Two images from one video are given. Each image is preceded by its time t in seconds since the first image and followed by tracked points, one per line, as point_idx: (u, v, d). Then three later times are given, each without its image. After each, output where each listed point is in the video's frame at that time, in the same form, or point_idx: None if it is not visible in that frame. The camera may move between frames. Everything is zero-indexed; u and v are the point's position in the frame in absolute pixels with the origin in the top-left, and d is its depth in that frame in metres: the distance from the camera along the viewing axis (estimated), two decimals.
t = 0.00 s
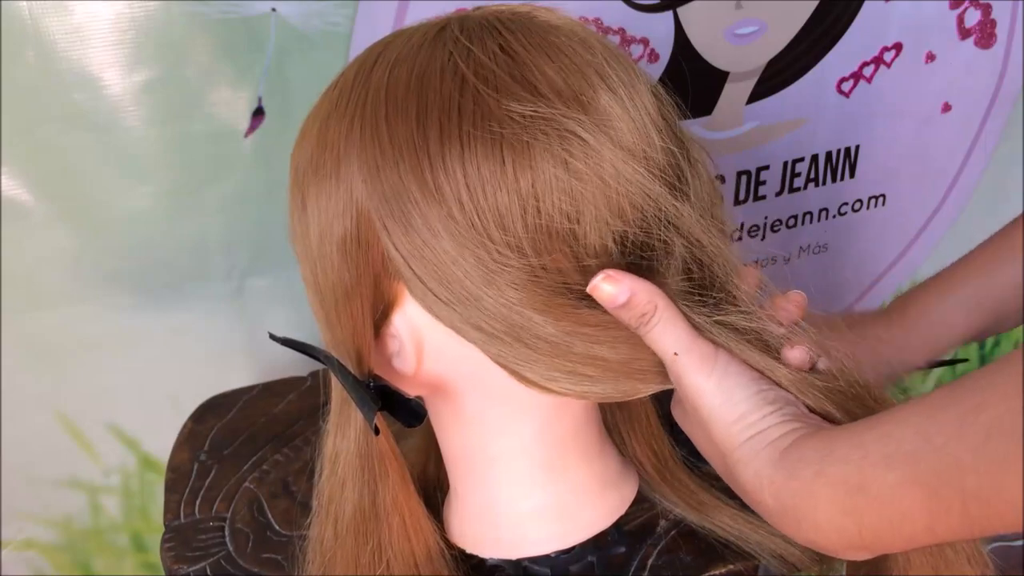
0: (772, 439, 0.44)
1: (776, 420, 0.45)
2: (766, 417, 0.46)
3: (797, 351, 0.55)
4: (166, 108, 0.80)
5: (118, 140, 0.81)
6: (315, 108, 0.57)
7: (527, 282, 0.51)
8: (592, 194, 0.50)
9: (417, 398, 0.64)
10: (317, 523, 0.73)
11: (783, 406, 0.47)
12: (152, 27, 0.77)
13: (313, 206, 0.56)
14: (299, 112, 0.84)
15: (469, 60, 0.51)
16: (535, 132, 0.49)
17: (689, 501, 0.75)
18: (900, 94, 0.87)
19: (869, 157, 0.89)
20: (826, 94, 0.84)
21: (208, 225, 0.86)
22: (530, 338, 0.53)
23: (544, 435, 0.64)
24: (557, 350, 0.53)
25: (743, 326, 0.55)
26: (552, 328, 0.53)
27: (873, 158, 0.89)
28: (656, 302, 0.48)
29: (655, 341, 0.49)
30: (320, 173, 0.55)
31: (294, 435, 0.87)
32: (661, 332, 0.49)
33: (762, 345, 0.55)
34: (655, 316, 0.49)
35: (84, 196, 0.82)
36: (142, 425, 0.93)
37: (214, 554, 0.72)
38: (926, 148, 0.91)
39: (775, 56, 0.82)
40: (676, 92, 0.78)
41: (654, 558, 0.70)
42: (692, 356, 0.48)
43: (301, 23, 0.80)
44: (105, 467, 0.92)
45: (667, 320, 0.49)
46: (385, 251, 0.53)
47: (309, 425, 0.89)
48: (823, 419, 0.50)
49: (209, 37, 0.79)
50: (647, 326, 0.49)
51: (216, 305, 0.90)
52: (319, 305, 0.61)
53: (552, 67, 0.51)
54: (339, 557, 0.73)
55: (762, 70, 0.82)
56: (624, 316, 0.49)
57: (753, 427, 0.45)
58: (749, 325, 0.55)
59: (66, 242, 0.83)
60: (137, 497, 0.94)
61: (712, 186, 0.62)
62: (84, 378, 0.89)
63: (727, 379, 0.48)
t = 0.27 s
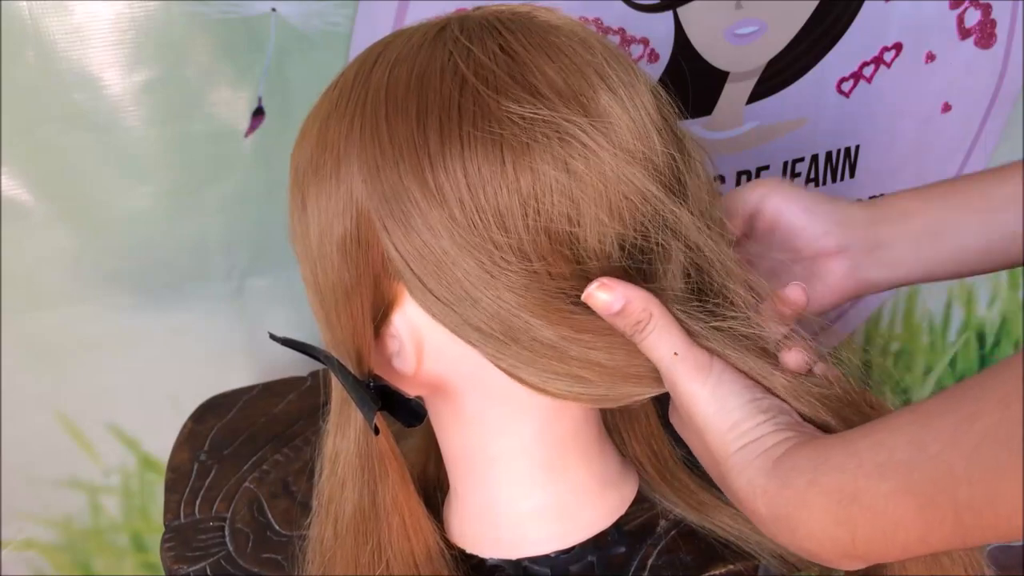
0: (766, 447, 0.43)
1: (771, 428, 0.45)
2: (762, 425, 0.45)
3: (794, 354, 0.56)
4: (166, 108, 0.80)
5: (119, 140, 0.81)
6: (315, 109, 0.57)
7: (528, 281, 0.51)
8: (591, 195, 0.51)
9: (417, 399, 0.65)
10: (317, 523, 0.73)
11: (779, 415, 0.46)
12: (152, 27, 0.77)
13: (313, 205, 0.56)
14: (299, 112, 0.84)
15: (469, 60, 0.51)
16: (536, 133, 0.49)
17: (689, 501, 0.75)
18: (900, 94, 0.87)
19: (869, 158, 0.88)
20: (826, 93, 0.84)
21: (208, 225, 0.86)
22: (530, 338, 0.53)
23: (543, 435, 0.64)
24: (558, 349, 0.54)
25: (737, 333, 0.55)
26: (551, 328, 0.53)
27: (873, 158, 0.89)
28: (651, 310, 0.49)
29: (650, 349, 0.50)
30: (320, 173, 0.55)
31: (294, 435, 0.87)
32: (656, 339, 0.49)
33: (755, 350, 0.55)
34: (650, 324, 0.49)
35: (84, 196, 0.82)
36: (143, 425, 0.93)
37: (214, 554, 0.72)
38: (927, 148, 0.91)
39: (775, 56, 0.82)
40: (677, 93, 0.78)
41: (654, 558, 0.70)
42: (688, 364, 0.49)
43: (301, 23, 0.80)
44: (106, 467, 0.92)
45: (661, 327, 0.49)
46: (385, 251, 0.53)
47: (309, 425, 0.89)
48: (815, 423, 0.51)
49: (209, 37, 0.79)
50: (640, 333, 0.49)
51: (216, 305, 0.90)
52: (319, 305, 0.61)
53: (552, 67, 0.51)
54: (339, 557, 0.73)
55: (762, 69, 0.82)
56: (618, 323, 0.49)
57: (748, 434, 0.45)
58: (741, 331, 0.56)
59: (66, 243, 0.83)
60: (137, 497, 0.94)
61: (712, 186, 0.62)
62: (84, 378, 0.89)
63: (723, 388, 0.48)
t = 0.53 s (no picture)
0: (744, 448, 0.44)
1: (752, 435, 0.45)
2: (743, 432, 0.46)
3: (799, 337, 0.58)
4: (166, 108, 0.80)
5: (118, 140, 0.81)
6: (315, 109, 0.57)
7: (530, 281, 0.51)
8: (595, 193, 0.50)
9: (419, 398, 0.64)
10: (319, 523, 0.74)
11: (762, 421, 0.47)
12: (151, 27, 0.77)
13: (314, 205, 0.56)
14: (298, 113, 0.84)
15: (470, 60, 0.51)
16: (537, 133, 0.49)
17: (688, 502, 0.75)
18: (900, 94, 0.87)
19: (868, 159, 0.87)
20: (826, 93, 0.84)
21: (208, 225, 0.86)
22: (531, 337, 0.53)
23: (543, 435, 0.64)
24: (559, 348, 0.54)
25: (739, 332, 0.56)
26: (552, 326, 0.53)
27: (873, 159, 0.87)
28: (630, 337, 0.51)
29: (633, 376, 0.52)
30: (321, 173, 0.55)
31: (294, 435, 0.87)
32: (638, 365, 0.52)
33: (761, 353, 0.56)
34: (631, 350, 0.51)
35: (84, 196, 0.82)
36: (142, 425, 0.93)
37: (214, 554, 0.72)
38: (926, 148, 0.91)
39: (775, 56, 0.82)
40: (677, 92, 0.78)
41: (654, 558, 0.70)
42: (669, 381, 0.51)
43: (301, 23, 0.80)
44: (105, 467, 0.92)
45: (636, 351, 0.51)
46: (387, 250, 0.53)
47: (309, 425, 0.89)
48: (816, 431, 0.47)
49: (208, 37, 0.79)
50: (622, 361, 0.52)
51: (216, 305, 0.90)
52: (319, 305, 0.61)
53: (553, 67, 0.51)
54: (339, 557, 0.73)
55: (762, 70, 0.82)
56: (600, 355, 0.52)
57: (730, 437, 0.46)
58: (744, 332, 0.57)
59: (66, 243, 0.83)
60: (137, 498, 0.93)
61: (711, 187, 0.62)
62: (84, 378, 0.89)
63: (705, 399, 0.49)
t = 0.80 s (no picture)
0: (782, 457, 0.45)
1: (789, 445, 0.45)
2: (774, 437, 0.47)
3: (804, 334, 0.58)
4: (166, 108, 0.80)
5: (118, 140, 0.81)
6: (316, 109, 0.57)
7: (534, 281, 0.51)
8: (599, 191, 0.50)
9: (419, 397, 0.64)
10: (319, 523, 0.73)
11: (788, 424, 0.48)
12: (152, 27, 0.77)
13: (316, 206, 0.56)
14: (298, 113, 0.84)
15: (471, 60, 0.51)
16: (540, 132, 0.49)
17: (688, 503, 0.75)
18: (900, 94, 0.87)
19: (869, 156, 0.89)
20: (826, 93, 0.84)
21: (207, 225, 0.86)
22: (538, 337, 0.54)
23: (545, 435, 0.64)
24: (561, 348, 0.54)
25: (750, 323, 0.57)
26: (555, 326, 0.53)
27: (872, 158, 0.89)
28: (640, 355, 0.52)
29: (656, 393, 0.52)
30: (322, 173, 0.55)
31: (294, 435, 0.87)
32: (656, 380, 0.52)
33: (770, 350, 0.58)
34: (645, 368, 0.52)
35: (84, 196, 0.82)
36: (142, 425, 0.93)
37: (214, 555, 0.72)
38: (926, 148, 0.91)
39: (775, 56, 0.82)
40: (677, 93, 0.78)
41: (654, 558, 0.69)
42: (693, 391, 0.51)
43: (301, 23, 0.80)
44: (105, 468, 0.92)
45: (657, 369, 0.52)
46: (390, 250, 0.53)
47: (309, 425, 0.89)
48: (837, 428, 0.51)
49: (208, 37, 0.79)
50: (642, 379, 0.52)
51: (216, 305, 0.90)
52: (320, 305, 0.61)
53: (554, 66, 0.51)
54: (339, 557, 0.73)
55: (763, 70, 0.82)
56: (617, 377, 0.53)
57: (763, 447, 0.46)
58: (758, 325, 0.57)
59: (66, 243, 0.83)
60: (137, 498, 0.93)
61: (713, 186, 0.62)
62: (83, 378, 0.89)
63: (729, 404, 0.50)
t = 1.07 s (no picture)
0: (778, 480, 0.44)
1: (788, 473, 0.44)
2: (771, 458, 0.46)
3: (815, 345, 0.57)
4: (166, 108, 0.80)
5: (118, 140, 0.81)
6: (316, 109, 0.57)
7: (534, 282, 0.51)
8: (599, 193, 0.50)
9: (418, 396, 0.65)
10: (319, 523, 0.73)
11: (786, 445, 0.46)
12: (152, 27, 0.77)
13: (316, 206, 0.56)
14: (298, 113, 0.84)
15: (471, 60, 0.51)
16: (540, 132, 0.49)
17: (688, 503, 0.74)
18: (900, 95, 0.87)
19: (869, 157, 0.89)
20: (826, 94, 0.84)
21: (207, 224, 0.86)
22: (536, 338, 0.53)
23: (544, 435, 0.64)
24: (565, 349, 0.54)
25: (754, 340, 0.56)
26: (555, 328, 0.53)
27: (873, 158, 0.89)
28: (643, 360, 0.52)
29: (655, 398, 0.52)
30: (322, 174, 0.55)
31: (294, 435, 0.87)
32: (656, 386, 0.52)
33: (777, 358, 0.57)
34: (646, 373, 0.52)
35: (84, 196, 0.82)
36: (142, 425, 0.93)
37: (214, 555, 0.72)
38: (926, 147, 0.91)
39: (775, 56, 0.82)
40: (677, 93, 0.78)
41: (654, 558, 0.69)
42: (691, 403, 0.51)
43: (301, 23, 0.80)
44: (105, 467, 0.92)
45: (657, 375, 0.52)
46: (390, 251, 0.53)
47: (309, 425, 0.89)
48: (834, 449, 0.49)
49: (208, 37, 0.79)
50: (642, 384, 0.53)
51: (216, 305, 0.90)
52: (320, 305, 0.61)
53: (554, 67, 0.51)
54: (339, 557, 0.73)
55: (763, 70, 0.82)
56: (618, 378, 0.53)
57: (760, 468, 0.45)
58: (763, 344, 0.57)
59: (66, 243, 0.83)
60: (137, 498, 0.93)
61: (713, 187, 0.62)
62: (84, 378, 0.89)
63: (728, 421, 0.49)
